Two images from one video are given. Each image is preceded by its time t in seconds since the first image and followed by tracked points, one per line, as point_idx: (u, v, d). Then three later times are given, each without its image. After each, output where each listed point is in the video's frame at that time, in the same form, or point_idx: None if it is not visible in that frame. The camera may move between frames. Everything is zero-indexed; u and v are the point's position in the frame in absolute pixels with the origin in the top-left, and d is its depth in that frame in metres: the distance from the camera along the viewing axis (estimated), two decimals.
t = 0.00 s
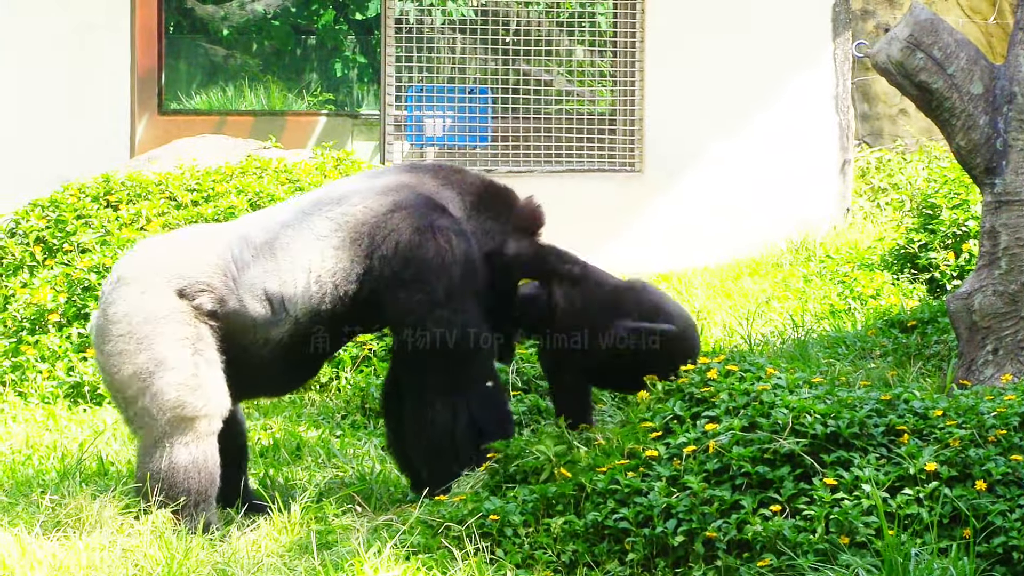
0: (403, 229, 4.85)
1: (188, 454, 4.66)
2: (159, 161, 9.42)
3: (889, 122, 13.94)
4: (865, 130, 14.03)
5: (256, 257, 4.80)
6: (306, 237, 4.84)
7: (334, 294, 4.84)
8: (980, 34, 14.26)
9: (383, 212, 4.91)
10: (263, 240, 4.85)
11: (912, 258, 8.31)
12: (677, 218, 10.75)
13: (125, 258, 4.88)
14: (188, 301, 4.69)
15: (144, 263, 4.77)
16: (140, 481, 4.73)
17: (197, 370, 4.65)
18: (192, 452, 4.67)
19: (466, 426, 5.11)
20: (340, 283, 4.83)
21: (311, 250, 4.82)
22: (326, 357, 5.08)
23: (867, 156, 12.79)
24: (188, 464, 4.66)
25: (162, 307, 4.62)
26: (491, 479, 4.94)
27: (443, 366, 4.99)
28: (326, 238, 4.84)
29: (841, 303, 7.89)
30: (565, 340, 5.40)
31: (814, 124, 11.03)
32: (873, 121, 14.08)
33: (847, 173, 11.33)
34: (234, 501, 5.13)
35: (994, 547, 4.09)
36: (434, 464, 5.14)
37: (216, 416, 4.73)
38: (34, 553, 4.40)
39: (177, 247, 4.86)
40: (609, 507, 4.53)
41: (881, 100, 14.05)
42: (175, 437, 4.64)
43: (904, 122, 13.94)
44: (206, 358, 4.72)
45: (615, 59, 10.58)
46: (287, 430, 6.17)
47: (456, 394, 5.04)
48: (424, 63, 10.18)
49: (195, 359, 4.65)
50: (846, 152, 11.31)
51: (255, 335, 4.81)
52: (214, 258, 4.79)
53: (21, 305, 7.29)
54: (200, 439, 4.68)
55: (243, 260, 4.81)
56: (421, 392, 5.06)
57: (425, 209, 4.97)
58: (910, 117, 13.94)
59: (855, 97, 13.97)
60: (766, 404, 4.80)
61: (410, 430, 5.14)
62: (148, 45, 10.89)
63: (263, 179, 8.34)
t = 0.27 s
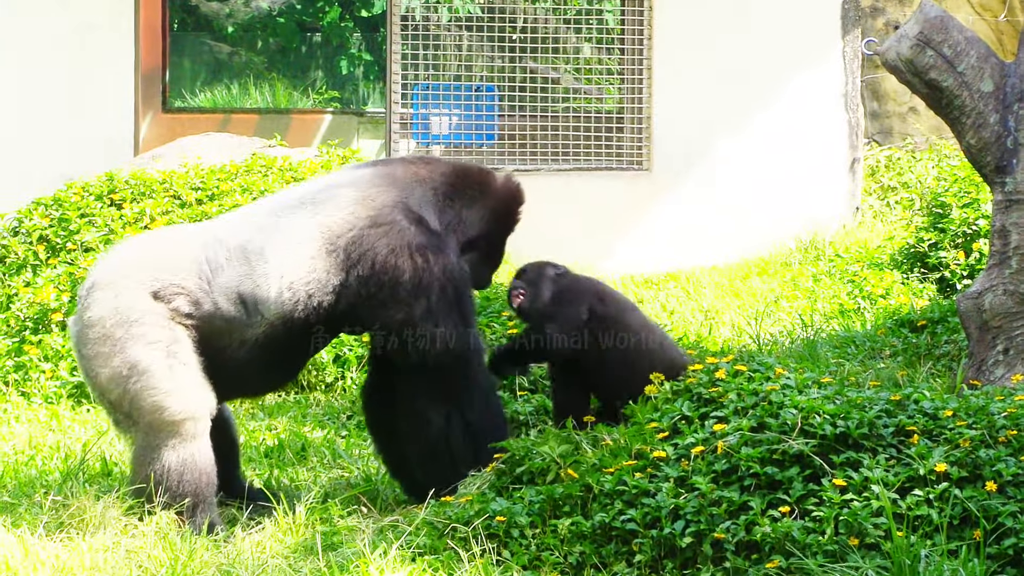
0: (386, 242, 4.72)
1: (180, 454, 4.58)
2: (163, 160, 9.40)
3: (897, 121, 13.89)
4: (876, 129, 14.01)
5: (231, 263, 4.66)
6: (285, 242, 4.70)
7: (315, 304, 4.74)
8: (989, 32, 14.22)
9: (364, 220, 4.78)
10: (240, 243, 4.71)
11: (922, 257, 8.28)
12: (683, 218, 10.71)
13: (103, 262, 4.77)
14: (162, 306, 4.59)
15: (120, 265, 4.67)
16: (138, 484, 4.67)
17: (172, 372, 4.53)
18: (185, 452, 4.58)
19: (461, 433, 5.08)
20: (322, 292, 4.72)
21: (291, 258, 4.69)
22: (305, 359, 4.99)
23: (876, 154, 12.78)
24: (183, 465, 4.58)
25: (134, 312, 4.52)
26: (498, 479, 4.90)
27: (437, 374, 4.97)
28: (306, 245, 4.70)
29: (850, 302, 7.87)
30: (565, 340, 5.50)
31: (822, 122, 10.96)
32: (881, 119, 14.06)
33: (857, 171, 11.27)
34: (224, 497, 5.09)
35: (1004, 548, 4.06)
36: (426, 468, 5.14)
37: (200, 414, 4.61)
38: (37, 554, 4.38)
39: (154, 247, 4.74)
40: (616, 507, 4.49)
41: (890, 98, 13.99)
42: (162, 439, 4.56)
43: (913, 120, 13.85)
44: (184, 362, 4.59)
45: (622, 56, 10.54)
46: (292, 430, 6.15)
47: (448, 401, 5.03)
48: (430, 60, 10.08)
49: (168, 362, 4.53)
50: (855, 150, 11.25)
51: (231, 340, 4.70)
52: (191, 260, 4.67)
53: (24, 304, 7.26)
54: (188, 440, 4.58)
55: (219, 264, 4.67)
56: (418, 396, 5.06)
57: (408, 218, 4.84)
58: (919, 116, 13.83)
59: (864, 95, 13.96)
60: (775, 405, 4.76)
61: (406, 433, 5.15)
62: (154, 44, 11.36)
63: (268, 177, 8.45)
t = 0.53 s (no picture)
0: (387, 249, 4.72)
1: (188, 456, 4.59)
2: (183, 158, 9.37)
3: (924, 119, 13.57)
4: (900, 128, 13.66)
5: (231, 266, 4.68)
6: (286, 246, 4.73)
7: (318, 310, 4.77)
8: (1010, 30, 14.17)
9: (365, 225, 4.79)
10: (241, 246, 4.72)
11: (948, 257, 8.22)
12: (704, 218, 10.65)
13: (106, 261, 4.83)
14: (161, 310, 4.63)
15: (123, 269, 4.73)
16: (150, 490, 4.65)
17: (172, 378, 4.57)
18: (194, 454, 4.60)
19: (475, 443, 4.95)
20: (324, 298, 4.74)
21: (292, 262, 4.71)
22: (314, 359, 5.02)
23: (902, 154, 12.46)
24: (193, 466, 4.60)
25: (131, 316, 4.58)
26: (521, 481, 4.83)
27: (445, 383, 4.88)
28: (309, 250, 4.73)
29: (876, 303, 7.86)
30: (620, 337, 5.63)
31: (848, 121, 10.83)
32: (908, 118, 13.70)
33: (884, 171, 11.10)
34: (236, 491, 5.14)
35: None
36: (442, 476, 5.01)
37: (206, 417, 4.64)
38: (57, 557, 4.37)
39: (156, 247, 4.78)
40: (640, 509, 4.46)
41: (916, 96, 13.67)
42: (168, 443, 4.60)
43: (940, 119, 13.55)
44: (185, 368, 4.63)
45: (646, 54, 10.57)
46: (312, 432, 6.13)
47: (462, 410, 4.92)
48: (451, 59, 10.26)
49: (168, 368, 4.57)
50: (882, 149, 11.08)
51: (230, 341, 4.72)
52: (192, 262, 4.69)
53: (42, 305, 7.22)
54: (194, 442, 4.61)
55: (220, 268, 4.69)
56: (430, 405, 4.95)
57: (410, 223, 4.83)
58: (947, 113, 13.57)
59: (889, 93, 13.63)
60: (799, 406, 4.71)
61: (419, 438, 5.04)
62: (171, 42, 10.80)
63: (288, 177, 8.37)
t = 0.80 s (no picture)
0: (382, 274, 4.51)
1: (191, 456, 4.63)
2: (202, 158, 9.37)
3: (943, 118, 13.63)
4: (921, 126, 13.69)
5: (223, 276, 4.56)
6: (276, 258, 4.56)
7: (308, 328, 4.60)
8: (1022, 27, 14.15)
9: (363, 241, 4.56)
10: (238, 255, 4.58)
11: (967, 257, 8.24)
12: (721, 217, 10.71)
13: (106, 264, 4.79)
14: (152, 317, 4.57)
15: (117, 273, 4.67)
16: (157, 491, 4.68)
17: (165, 383, 4.55)
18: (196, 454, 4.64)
19: (479, 457, 4.85)
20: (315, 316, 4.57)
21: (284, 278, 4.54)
22: (309, 364, 4.88)
23: (920, 152, 12.47)
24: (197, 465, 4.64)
25: (124, 321, 4.55)
26: (539, 480, 4.83)
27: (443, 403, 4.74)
28: (298, 265, 4.54)
29: (895, 301, 7.89)
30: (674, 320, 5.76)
31: (867, 121, 10.85)
32: (926, 117, 13.73)
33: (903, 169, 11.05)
34: (250, 484, 5.20)
35: None
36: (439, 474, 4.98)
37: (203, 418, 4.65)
38: (74, 556, 4.37)
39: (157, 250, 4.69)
40: (659, 509, 4.46)
41: (935, 95, 13.67)
42: (169, 444, 4.63)
43: (959, 118, 13.61)
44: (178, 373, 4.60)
45: (665, 53, 10.58)
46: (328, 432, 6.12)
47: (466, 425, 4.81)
48: (471, 58, 10.28)
49: (160, 374, 4.55)
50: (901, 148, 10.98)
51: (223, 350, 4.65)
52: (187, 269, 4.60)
53: (61, 305, 7.22)
54: (194, 443, 4.63)
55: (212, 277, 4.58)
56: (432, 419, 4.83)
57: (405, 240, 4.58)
58: (966, 113, 13.62)
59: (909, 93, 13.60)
60: (818, 405, 4.71)
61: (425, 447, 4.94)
62: (191, 34, 10.90)
63: (306, 176, 8.31)
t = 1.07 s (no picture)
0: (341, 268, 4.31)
1: (189, 457, 4.60)
2: (206, 156, 9.47)
3: (949, 117, 13.61)
4: (927, 126, 13.69)
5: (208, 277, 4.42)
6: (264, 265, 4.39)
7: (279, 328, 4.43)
8: None
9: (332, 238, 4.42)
10: (222, 254, 4.44)
11: (972, 256, 8.24)
12: (727, 217, 10.75)
13: (99, 264, 4.68)
14: (143, 322, 4.47)
15: (110, 277, 4.55)
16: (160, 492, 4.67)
17: (157, 389, 4.48)
18: (194, 454, 4.60)
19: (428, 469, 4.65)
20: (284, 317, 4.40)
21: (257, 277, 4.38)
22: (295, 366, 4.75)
23: (926, 151, 12.46)
24: (195, 465, 4.61)
25: (118, 327, 4.46)
26: (544, 479, 4.86)
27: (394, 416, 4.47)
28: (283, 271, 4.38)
29: (901, 301, 7.90)
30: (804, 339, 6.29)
31: (873, 121, 10.93)
32: (933, 116, 13.71)
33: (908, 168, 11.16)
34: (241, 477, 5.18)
35: None
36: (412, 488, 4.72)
37: (194, 419, 4.59)
38: (79, 556, 4.37)
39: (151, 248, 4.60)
40: (664, 508, 4.46)
41: (941, 94, 13.65)
42: (165, 446, 4.60)
43: (965, 116, 13.61)
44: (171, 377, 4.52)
45: (670, 53, 10.65)
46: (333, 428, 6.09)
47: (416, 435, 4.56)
48: (476, 57, 10.26)
49: (151, 380, 4.47)
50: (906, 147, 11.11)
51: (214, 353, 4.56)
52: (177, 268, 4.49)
53: (67, 304, 7.26)
54: (189, 445, 4.59)
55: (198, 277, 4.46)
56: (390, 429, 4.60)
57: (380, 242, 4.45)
58: (970, 112, 13.62)
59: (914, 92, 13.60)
60: (823, 404, 4.72)
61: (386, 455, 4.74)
62: (196, 35, 10.63)
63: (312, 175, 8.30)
